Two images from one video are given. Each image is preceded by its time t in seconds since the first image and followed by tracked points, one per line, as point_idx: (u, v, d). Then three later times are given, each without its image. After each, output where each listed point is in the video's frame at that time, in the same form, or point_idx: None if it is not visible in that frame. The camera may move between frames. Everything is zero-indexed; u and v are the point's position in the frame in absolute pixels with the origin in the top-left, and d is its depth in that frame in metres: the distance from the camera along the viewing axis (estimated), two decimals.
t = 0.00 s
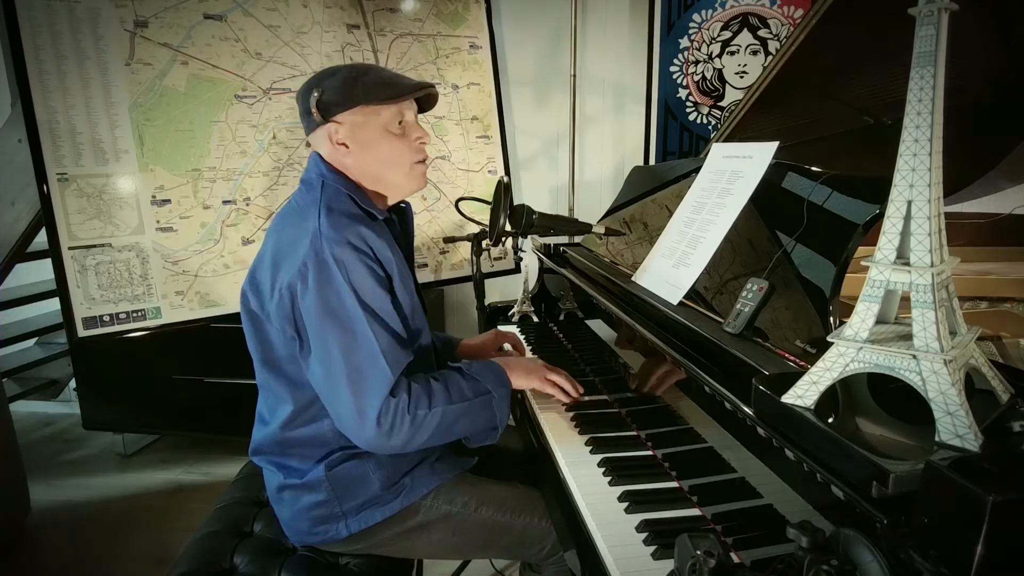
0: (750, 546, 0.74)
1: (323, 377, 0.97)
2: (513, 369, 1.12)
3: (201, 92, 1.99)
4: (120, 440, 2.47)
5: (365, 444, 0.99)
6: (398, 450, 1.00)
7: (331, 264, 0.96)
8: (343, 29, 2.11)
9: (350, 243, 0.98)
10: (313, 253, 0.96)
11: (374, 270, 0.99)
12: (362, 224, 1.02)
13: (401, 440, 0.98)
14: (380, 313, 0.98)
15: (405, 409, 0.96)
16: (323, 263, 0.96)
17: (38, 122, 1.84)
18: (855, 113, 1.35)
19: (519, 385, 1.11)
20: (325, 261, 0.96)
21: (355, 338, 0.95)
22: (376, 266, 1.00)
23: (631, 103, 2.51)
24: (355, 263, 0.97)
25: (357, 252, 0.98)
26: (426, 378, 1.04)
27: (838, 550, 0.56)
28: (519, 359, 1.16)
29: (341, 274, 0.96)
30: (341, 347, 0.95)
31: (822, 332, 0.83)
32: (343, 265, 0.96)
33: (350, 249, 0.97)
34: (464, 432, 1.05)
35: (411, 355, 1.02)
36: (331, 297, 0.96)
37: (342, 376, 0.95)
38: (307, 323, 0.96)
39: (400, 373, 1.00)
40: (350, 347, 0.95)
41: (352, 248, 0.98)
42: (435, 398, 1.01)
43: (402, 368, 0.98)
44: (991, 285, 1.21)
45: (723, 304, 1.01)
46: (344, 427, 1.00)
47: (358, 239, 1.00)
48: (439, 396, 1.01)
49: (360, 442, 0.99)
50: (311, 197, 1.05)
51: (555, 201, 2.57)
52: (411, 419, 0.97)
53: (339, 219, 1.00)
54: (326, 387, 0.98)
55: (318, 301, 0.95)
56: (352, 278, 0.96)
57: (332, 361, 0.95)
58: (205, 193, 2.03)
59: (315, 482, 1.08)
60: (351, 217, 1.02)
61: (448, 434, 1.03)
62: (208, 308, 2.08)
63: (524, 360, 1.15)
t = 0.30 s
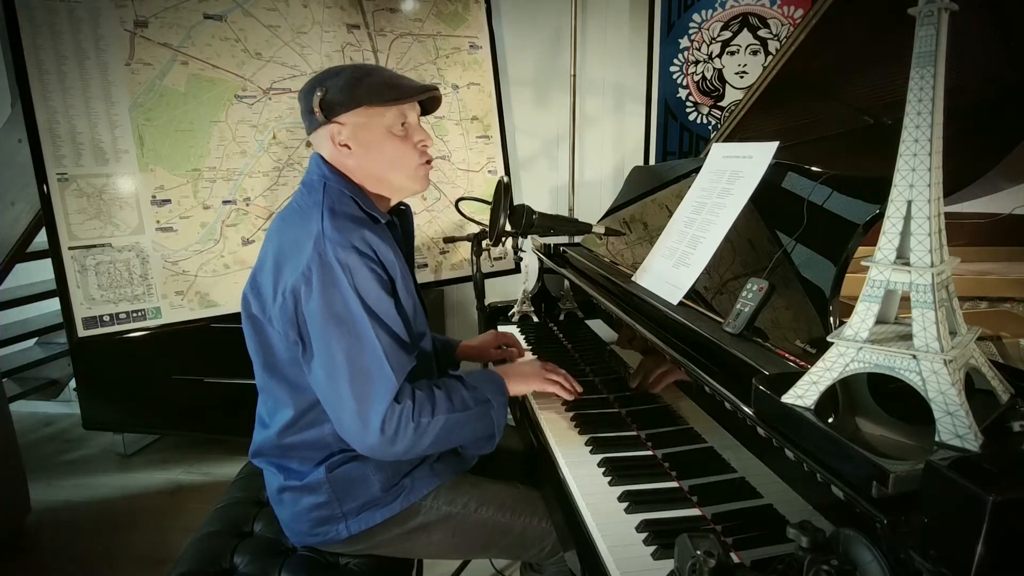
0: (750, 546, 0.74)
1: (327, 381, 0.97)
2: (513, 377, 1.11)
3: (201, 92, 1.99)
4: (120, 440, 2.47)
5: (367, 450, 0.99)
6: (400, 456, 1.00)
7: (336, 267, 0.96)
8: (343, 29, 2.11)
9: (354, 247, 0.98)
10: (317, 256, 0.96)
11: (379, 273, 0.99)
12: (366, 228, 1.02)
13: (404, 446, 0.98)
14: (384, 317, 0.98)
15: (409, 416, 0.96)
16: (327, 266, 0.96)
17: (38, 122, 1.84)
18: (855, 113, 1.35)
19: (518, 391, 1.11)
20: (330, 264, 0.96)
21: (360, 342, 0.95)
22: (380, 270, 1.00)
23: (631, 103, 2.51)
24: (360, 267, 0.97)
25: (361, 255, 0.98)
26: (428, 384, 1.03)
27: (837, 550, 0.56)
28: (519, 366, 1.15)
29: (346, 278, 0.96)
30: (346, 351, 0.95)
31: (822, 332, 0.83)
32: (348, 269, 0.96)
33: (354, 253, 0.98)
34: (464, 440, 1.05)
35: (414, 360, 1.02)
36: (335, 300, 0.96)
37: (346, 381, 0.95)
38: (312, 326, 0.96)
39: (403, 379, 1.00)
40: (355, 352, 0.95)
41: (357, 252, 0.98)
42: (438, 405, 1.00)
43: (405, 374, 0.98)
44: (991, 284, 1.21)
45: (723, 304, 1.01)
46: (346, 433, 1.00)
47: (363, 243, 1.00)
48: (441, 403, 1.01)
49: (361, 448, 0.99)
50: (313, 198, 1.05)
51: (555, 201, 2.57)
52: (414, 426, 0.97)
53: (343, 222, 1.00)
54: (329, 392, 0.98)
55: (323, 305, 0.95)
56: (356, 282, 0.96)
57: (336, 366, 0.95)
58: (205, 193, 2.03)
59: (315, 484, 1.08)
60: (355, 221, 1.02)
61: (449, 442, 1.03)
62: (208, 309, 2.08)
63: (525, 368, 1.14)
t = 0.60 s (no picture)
0: (750, 546, 0.74)
1: (331, 384, 0.97)
2: (517, 365, 1.12)
3: (202, 92, 1.99)
4: (120, 440, 2.47)
5: (376, 451, 0.99)
6: (411, 454, 1.00)
7: (338, 270, 0.96)
8: (343, 29, 2.11)
9: (356, 248, 0.98)
10: (319, 259, 0.96)
11: (381, 274, 0.98)
12: (367, 228, 1.02)
13: (414, 445, 0.98)
14: (388, 317, 0.98)
15: (416, 414, 0.96)
16: (329, 269, 0.96)
17: (38, 122, 1.84)
18: (854, 113, 1.32)
19: (523, 380, 1.11)
20: (332, 266, 0.96)
21: (365, 344, 0.96)
22: (381, 270, 1.00)
23: (631, 103, 2.51)
24: (362, 268, 0.96)
25: (363, 256, 0.98)
26: (433, 379, 1.03)
27: (837, 550, 0.56)
28: (520, 355, 1.16)
29: (349, 280, 0.96)
30: (351, 354, 0.95)
31: (822, 332, 0.83)
32: (350, 271, 0.96)
33: (356, 254, 0.97)
34: (474, 431, 1.05)
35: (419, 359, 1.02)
36: (338, 303, 0.96)
37: (351, 383, 0.95)
38: (315, 329, 0.96)
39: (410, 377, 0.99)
40: (359, 354, 0.95)
41: (358, 253, 0.98)
42: (445, 400, 1.00)
43: (413, 374, 0.98)
44: (991, 284, 1.21)
45: (723, 304, 1.01)
46: (354, 434, 1.00)
47: (364, 244, 1.00)
48: (448, 397, 1.01)
49: (370, 450, 0.99)
50: (314, 200, 1.05)
51: (555, 201, 2.57)
52: (423, 423, 0.97)
53: (344, 223, 1.00)
54: (335, 395, 0.98)
55: (326, 308, 0.95)
56: (358, 283, 0.96)
57: (341, 368, 0.95)
58: (205, 193, 2.03)
59: (315, 487, 1.08)
60: (356, 222, 1.02)
61: (459, 434, 1.03)
62: (208, 308, 2.08)
63: (525, 357, 1.15)
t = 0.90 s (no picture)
0: (750, 546, 0.74)
1: (334, 388, 0.97)
2: (518, 364, 1.13)
3: (202, 92, 1.99)
4: (120, 440, 2.47)
5: (382, 454, 0.99)
6: (417, 456, 1.00)
7: (338, 274, 0.96)
8: (343, 29, 2.11)
9: (355, 252, 0.98)
10: (319, 264, 0.96)
11: (381, 278, 0.98)
12: (366, 232, 1.02)
13: (420, 446, 0.98)
14: (389, 321, 0.98)
15: (421, 416, 0.96)
16: (329, 274, 0.96)
17: (38, 122, 1.84)
18: (855, 113, 1.32)
19: (525, 378, 1.11)
20: (331, 271, 0.96)
21: (366, 348, 0.95)
22: (381, 274, 1.00)
23: (631, 103, 2.51)
24: (362, 272, 0.96)
25: (362, 260, 0.98)
26: (436, 380, 1.03)
27: (837, 550, 0.56)
28: (520, 354, 1.16)
29: (348, 284, 0.95)
30: (352, 358, 0.95)
31: (823, 333, 0.83)
32: (350, 275, 0.96)
33: (355, 258, 0.97)
34: (478, 432, 1.06)
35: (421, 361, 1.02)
36: (339, 307, 0.96)
37: (354, 386, 0.96)
38: (315, 334, 0.96)
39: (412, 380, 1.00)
40: (361, 357, 0.95)
41: (357, 257, 0.98)
42: (448, 401, 1.00)
43: (415, 375, 0.98)
44: (991, 284, 1.21)
45: (724, 304, 1.01)
46: (359, 438, 1.00)
47: (363, 247, 1.00)
48: (451, 398, 1.01)
49: (376, 452, 0.99)
50: (312, 202, 1.05)
51: (555, 201, 2.57)
52: (427, 424, 0.97)
53: (343, 227, 1.00)
54: (337, 398, 0.98)
55: (326, 313, 0.95)
56: (358, 287, 0.96)
57: (343, 372, 0.95)
58: (205, 193, 2.03)
59: (314, 489, 1.08)
60: (355, 226, 1.02)
61: (463, 435, 1.03)
62: (207, 309, 2.08)
63: (525, 356, 1.15)
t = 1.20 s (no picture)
0: (750, 547, 0.74)
1: (323, 392, 0.97)
2: (509, 380, 1.11)
3: (202, 92, 1.99)
4: (120, 440, 2.47)
5: (364, 460, 0.99)
6: (399, 465, 1.00)
7: (333, 279, 0.96)
8: (343, 29, 2.11)
9: (352, 257, 0.98)
10: (315, 268, 0.96)
11: (376, 284, 0.98)
12: (364, 237, 1.02)
13: (401, 457, 0.98)
14: (381, 328, 0.98)
15: (405, 426, 0.96)
16: (325, 278, 0.96)
17: (38, 121, 1.84)
18: (854, 113, 1.32)
19: (513, 394, 1.11)
20: (327, 275, 0.96)
21: (358, 354, 0.95)
22: (377, 280, 1.00)
23: (631, 103, 2.51)
24: (358, 278, 0.96)
25: (359, 266, 0.98)
26: (425, 392, 1.03)
27: (838, 550, 0.56)
28: (515, 368, 1.15)
29: (343, 290, 0.95)
30: (343, 363, 0.95)
31: (823, 332, 0.83)
32: (346, 280, 0.96)
33: (352, 263, 0.97)
34: (462, 445, 1.06)
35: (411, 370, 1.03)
36: (333, 312, 0.96)
37: (342, 392, 0.95)
38: (308, 337, 0.96)
39: (400, 390, 1.00)
40: (352, 364, 0.95)
41: (354, 262, 0.98)
42: (434, 414, 1.00)
43: (403, 384, 0.99)
44: (991, 285, 1.21)
45: (724, 304, 1.01)
46: (343, 442, 1.00)
47: (360, 253, 1.00)
48: (438, 411, 1.01)
49: (359, 457, 0.99)
50: (312, 205, 1.05)
51: (555, 201, 2.57)
52: (411, 436, 0.97)
53: (341, 232, 1.00)
54: (325, 402, 0.98)
55: (320, 317, 0.95)
56: (353, 293, 0.96)
57: (333, 377, 0.95)
58: (205, 193, 2.03)
59: (313, 489, 1.08)
60: (353, 231, 1.02)
61: (447, 447, 1.03)
62: (208, 309, 2.08)
63: (520, 369, 1.14)
